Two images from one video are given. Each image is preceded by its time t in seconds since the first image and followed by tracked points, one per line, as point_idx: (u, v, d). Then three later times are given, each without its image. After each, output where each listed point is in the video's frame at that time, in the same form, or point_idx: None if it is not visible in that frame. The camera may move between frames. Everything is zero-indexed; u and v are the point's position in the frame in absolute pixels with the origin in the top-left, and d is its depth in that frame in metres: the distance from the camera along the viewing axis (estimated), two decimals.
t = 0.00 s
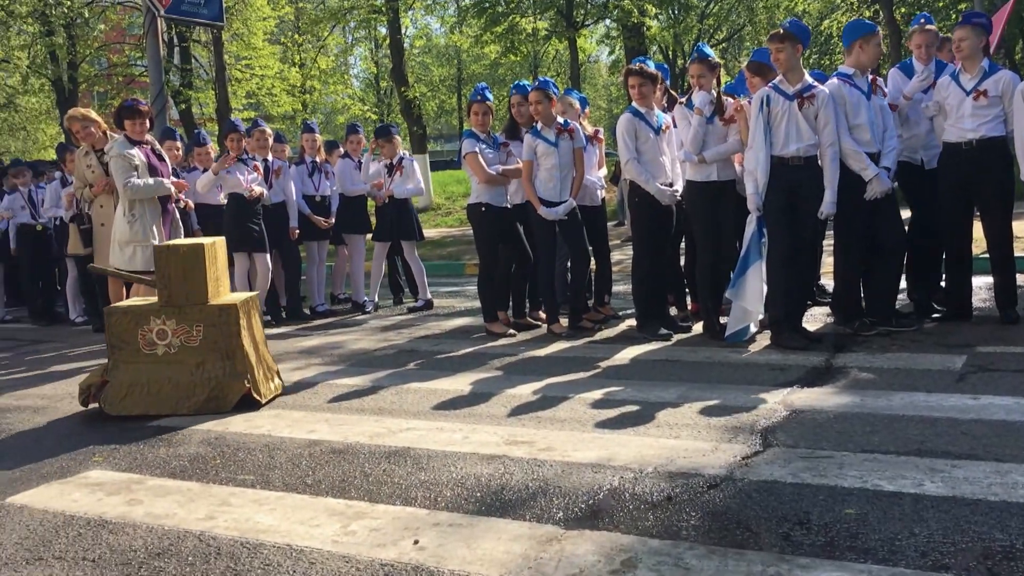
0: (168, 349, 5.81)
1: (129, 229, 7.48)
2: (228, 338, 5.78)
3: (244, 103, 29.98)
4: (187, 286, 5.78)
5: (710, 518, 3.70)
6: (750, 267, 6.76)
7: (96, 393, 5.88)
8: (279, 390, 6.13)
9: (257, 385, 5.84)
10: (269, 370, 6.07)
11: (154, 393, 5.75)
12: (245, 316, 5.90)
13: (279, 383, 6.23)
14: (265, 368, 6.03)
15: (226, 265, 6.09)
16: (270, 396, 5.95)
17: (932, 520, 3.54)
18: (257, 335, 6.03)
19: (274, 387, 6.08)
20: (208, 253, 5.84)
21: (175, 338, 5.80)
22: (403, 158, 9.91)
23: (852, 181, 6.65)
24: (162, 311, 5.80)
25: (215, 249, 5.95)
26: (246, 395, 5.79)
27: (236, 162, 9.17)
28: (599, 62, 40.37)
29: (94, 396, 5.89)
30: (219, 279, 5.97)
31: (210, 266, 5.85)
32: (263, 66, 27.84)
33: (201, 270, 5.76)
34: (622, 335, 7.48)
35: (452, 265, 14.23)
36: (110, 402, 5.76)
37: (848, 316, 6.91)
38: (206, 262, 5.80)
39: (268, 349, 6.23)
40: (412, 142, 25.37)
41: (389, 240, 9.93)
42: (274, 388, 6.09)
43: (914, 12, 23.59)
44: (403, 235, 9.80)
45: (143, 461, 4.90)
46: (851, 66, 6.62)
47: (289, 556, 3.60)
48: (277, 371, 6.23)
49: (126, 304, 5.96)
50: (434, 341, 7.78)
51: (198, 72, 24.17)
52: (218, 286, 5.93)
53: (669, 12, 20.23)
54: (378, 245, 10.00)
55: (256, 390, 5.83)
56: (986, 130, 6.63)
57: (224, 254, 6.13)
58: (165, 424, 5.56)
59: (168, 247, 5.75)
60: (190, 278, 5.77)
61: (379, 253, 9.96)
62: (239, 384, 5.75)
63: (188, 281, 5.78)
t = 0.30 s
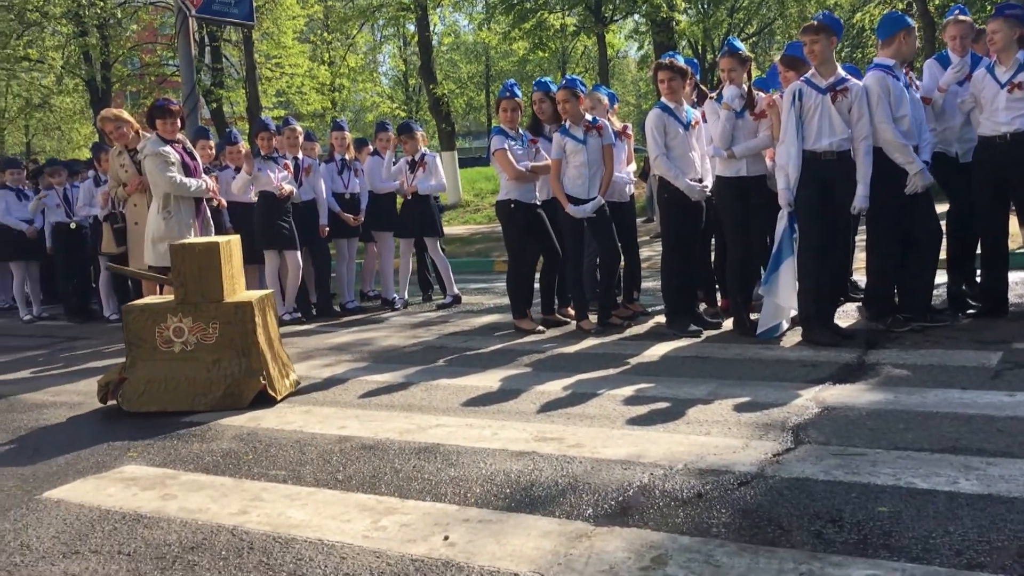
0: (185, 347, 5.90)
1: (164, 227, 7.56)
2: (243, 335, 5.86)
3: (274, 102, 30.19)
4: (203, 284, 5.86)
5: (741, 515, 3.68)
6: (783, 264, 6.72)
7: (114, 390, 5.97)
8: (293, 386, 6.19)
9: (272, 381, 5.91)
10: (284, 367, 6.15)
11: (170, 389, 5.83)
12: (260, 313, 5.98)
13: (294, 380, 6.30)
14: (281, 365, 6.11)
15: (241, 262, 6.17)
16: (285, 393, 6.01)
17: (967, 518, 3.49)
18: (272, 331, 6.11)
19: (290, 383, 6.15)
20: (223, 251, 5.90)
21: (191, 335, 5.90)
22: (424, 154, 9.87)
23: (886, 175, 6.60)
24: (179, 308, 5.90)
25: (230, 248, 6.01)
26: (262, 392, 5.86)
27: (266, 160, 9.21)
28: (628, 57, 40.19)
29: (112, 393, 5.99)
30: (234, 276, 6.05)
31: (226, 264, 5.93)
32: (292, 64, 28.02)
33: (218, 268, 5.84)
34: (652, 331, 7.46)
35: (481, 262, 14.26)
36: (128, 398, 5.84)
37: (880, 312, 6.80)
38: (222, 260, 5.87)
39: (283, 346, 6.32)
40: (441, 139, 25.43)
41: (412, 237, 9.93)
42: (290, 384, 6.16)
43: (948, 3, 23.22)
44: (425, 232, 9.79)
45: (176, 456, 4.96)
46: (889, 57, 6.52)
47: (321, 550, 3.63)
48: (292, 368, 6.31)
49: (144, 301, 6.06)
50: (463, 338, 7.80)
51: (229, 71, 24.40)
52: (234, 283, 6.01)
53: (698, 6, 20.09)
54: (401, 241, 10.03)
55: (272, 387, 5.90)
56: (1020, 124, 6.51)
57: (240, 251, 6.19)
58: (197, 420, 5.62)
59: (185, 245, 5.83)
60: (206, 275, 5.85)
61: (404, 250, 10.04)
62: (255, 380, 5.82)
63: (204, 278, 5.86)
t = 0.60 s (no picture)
0: (202, 344, 5.96)
1: (201, 222, 7.65)
2: (260, 332, 5.91)
3: (305, 100, 30.40)
4: (220, 281, 5.91)
5: (774, 513, 3.65)
6: (817, 260, 6.63)
7: (133, 386, 6.04)
8: (309, 383, 6.24)
9: (288, 378, 5.95)
10: (300, 364, 6.20)
11: (187, 385, 5.88)
12: (277, 311, 6.03)
13: (311, 376, 6.35)
14: (297, 362, 6.16)
15: (258, 261, 6.22)
16: (301, 390, 6.05)
17: (1005, 517, 3.45)
18: (288, 329, 6.16)
19: (306, 379, 6.20)
20: (241, 250, 5.96)
21: (208, 332, 5.95)
22: (449, 150, 9.97)
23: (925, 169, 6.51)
24: (197, 305, 5.95)
25: (247, 247, 6.05)
26: (278, 389, 5.91)
27: (297, 158, 9.28)
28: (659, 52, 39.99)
29: (131, 389, 6.07)
30: (251, 274, 6.10)
31: (243, 263, 5.98)
32: (324, 62, 28.18)
33: (235, 267, 5.89)
34: (682, 328, 7.42)
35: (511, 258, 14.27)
36: (146, 394, 5.91)
37: (916, 308, 6.70)
38: (239, 258, 5.92)
39: (300, 344, 6.36)
40: (470, 135, 25.45)
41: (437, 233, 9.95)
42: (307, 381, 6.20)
43: None
44: (451, 227, 9.82)
45: (211, 450, 5.02)
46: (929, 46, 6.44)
47: (353, 545, 3.65)
48: (309, 365, 6.36)
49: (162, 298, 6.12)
50: (493, 334, 7.81)
51: (261, 69, 24.58)
52: (250, 280, 6.05)
53: None
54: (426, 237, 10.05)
55: (288, 383, 5.94)
56: None
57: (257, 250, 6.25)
58: (230, 415, 5.68)
59: (203, 243, 5.88)
60: (223, 273, 5.89)
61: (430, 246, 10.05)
62: (271, 377, 5.87)
63: (221, 276, 5.91)
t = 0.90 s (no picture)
0: (218, 340, 6.02)
1: (235, 219, 7.72)
2: (275, 329, 5.96)
3: (337, 96, 30.59)
4: (236, 278, 5.97)
5: (806, 511, 3.62)
6: (851, 257, 6.56)
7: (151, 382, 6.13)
8: (324, 380, 6.28)
9: (302, 375, 6.00)
10: (314, 361, 6.24)
11: (203, 381, 5.95)
12: (291, 308, 6.08)
13: (326, 374, 6.39)
14: (311, 359, 6.20)
15: (273, 259, 6.28)
16: (315, 386, 6.11)
17: None
18: (303, 327, 6.21)
19: (321, 377, 6.24)
20: (255, 248, 6.02)
21: (225, 329, 6.01)
22: (474, 147, 9.98)
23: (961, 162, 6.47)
24: (214, 302, 6.02)
25: (263, 247, 6.15)
26: (293, 385, 5.96)
27: (328, 155, 9.33)
28: (691, 47, 39.73)
29: (150, 385, 6.15)
30: (267, 273, 6.17)
31: (258, 261, 6.04)
32: (355, 59, 28.33)
33: (250, 264, 5.95)
34: (714, 324, 7.38)
35: (540, 254, 14.27)
36: (164, 389, 5.99)
37: (952, 305, 6.59)
38: (254, 256, 5.98)
39: (315, 342, 6.41)
40: (501, 131, 25.42)
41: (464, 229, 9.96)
42: (321, 378, 6.25)
43: None
44: (477, 223, 9.83)
45: (244, 445, 5.08)
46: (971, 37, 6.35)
47: (385, 540, 3.68)
48: (323, 362, 6.40)
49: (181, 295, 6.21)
50: (523, 330, 7.82)
51: (293, 67, 24.72)
52: (266, 277, 6.11)
53: None
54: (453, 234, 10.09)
55: (302, 380, 5.99)
56: None
57: (273, 249, 6.30)
58: (262, 410, 5.74)
59: (219, 241, 5.94)
60: (239, 271, 5.95)
61: (457, 241, 10.07)
62: (286, 374, 5.91)
63: (237, 274, 5.97)
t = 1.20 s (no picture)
0: (234, 335, 6.06)
1: (267, 216, 7.75)
2: (290, 325, 5.99)
3: (368, 93, 30.73)
4: (252, 275, 6.01)
5: (837, 511, 3.59)
6: (885, 255, 6.53)
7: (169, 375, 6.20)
8: (338, 375, 6.32)
9: (317, 371, 6.03)
10: (329, 357, 6.28)
11: (218, 375, 6.01)
12: (306, 305, 6.11)
13: (341, 369, 6.43)
14: (325, 355, 6.24)
15: (289, 255, 6.31)
16: (329, 380, 6.16)
17: None
18: (318, 322, 6.24)
19: (334, 372, 6.27)
20: (271, 244, 6.04)
21: (240, 324, 6.05)
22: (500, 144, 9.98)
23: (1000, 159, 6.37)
24: (230, 298, 6.06)
25: (279, 241, 6.17)
26: (307, 381, 5.99)
27: (358, 152, 9.43)
28: (722, 43, 39.47)
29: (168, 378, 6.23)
30: (282, 268, 6.20)
31: (274, 257, 6.06)
32: (386, 55, 28.43)
33: (266, 261, 5.98)
34: (745, 322, 7.32)
35: (569, 251, 14.25)
36: (180, 383, 6.06)
37: (990, 304, 6.56)
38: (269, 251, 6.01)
39: (330, 338, 6.44)
40: (531, 128, 25.42)
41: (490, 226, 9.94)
42: (335, 373, 6.28)
43: None
44: (504, 221, 9.81)
45: (275, 439, 5.11)
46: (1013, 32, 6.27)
47: (414, 535, 3.69)
48: (338, 357, 6.43)
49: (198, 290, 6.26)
50: (553, 327, 7.82)
51: (324, 64, 24.89)
52: (281, 273, 6.16)
53: None
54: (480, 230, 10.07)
55: (316, 376, 6.03)
56: None
57: (288, 244, 6.33)
58: (293, 404, 5.78)
59: (234, 238, 5.97)
60: (254, 267, 5.99)
61: (483, 237, 10.05)
62: (300, 370, 5.95)
63: (253, 269, 6.00)
